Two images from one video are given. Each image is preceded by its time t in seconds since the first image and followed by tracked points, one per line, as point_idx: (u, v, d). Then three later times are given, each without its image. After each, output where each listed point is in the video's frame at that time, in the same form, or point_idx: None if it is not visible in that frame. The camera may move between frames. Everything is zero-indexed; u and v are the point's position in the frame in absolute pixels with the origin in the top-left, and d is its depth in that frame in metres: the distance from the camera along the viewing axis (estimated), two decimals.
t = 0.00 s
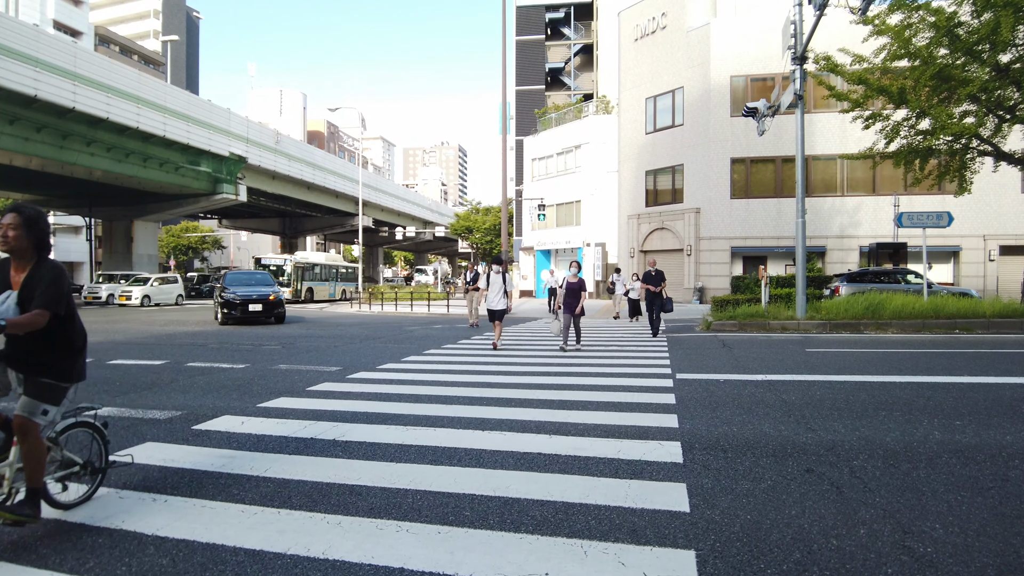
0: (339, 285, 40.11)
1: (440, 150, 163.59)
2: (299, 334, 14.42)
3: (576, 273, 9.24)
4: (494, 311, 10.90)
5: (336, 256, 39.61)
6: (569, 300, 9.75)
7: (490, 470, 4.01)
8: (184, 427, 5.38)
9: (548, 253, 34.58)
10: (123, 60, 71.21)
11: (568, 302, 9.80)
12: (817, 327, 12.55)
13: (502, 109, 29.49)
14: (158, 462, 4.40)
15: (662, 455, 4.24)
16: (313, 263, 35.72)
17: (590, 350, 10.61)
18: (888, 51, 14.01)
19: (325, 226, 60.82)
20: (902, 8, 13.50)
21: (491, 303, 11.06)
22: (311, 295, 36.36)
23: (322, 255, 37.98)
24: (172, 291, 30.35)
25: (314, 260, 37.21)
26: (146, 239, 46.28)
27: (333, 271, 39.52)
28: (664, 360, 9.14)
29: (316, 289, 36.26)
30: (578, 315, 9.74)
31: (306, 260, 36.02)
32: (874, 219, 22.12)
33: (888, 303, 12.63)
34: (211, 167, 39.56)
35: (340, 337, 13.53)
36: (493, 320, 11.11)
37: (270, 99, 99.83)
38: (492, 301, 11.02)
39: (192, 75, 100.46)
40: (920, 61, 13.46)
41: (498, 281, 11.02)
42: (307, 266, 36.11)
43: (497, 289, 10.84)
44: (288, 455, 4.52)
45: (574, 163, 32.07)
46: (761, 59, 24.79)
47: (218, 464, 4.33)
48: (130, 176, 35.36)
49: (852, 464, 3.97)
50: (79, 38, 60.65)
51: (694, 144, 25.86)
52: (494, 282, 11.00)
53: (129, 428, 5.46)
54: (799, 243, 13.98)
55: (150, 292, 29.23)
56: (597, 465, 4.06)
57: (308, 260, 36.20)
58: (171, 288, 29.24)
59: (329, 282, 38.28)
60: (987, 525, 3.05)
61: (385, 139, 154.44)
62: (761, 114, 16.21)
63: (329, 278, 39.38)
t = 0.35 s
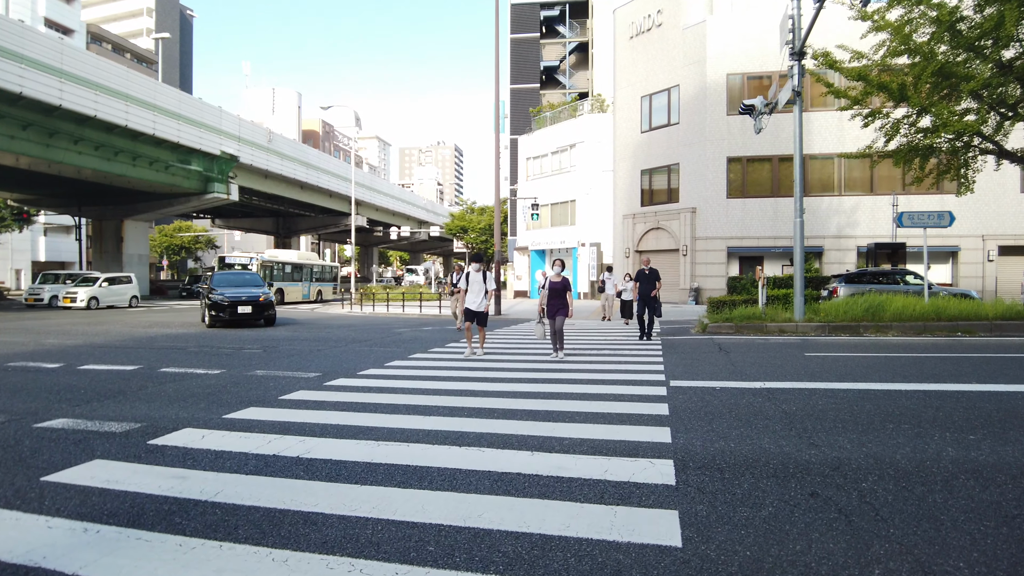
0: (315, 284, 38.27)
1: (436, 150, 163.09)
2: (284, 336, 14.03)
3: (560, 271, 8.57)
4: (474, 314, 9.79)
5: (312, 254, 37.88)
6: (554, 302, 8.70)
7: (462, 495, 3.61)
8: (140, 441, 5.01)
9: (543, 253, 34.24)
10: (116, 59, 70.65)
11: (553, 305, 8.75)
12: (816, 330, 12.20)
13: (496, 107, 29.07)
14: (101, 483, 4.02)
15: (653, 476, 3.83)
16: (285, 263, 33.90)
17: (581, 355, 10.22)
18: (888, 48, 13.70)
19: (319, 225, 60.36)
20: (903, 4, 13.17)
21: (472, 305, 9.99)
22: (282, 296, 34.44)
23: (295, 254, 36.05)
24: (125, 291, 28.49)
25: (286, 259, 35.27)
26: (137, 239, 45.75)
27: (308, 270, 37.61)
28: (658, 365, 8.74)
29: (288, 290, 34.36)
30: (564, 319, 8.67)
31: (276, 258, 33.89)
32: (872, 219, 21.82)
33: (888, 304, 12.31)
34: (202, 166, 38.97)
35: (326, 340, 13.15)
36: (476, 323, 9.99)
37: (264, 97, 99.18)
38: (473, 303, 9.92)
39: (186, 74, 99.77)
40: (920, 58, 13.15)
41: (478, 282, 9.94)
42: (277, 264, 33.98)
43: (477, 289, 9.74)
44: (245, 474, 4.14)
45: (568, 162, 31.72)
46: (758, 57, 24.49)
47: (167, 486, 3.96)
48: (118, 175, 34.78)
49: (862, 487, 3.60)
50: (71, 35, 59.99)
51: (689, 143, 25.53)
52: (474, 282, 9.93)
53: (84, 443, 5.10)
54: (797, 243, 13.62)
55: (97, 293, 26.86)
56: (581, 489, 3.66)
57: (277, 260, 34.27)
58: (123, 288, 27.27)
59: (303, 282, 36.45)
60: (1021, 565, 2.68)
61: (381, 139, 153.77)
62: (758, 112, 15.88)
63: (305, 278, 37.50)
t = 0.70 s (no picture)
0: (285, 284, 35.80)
1: (431, 150, 162.60)
2: (268, 339, 13.61)
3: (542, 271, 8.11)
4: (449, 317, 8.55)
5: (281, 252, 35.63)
6: (538, 305, 8.14)
7: (425, 521, 3.24)
8: (86, 456, 4.60)
9: (537, 253, 33.86)
10: (108, 57, 69.96)
11: (536, 307, 8.17)
12: (814, 331, 11.86)
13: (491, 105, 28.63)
14: (30, 506, 3.62)
15: (639, 497, 3.47)
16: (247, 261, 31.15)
17: (571, 357, 9.83)
18: (886, 42, 13.38)
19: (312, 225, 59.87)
20: None
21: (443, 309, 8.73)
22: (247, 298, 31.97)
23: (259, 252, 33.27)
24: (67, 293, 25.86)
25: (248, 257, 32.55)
26: (127, 239, 45.16)
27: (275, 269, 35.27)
28: (650, 368, 8.37)
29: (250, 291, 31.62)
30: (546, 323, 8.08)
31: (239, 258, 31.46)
32: (869, 218, 21.53)
33: (888, 305, 12.02)
34: (193, 164, 38.37)
35: (309, 343, 12.73)
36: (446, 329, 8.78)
37: (258, 97, 98.51)
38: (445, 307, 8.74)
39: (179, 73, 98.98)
40: (919, 52, 12.84)
41: (452, 281, 8.73)
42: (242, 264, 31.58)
43: (450, 290, 8.48)
44: (192, 495, 3.76)
45: (563, 161, 31.37)
46: (754, 54, 24.18)
47: (103, 509, 3.56)
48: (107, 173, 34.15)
49: (868, 510, 3.24)
50: (61, 33, 59.27)
51: (685, 141, 25.20)
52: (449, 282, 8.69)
53: (27, 458, 4.68)
54: (794, 242, 13.25)
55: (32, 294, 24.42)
56: (559, 514, 3.29)
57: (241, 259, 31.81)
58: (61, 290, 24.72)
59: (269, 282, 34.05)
60: None
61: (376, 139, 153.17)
62: (755, 109, 15.53)
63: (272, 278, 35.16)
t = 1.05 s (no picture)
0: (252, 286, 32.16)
1: (429, 150, 162.34)
2: (253, 341, 13.22)
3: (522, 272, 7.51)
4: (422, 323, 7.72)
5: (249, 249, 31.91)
6: (515, 309, 7.48)
7: (379, 551, 2.88)
8: (24, 472, 4.24)
9: (533, 253, 33.51)
10: (103, 56, 69.40)
11: (514, 312, 7.51)
12: (813, 333, 11.54)
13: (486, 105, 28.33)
14: None
15: (621, 523, 3.10)
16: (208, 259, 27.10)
17: (560, 361, 9.47)
18: (886, 37, 13.04)
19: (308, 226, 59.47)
20: None
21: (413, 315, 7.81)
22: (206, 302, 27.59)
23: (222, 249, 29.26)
24: None
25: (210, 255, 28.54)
26: (118, 239, 44.65)
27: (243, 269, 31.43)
28: (643, 372, 8.00)
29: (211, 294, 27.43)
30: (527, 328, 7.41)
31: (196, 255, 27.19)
32: (868, 218, 21.22)
33: (888, 307, 11.69)
34: (185, 164, 37.86)
35: (295, 345, 12.38)
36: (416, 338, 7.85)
37: (254, 96, 98.02)
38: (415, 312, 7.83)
39: (174, 73, 98.37)
40: (920, 48, 12.52)
41: (424, 284, 7.84)
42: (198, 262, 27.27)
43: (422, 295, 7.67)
44: (127, 520, 3.41)
45: (558, 160, 31.02)
46: (751, 52, 23.86)
47: (25, 537, 3.20)
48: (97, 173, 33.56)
49: (878, 538, 2.89)
50: (54, 32, 58.71)
51: (681, 140, 24.88)
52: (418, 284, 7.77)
53: None
54: (793, 240, 12.88)
55: None
56: (530, 542, 2.93)
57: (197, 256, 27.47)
58: None
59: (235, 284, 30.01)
60: None
61: (373, 139, 152.72)
62: (751, 106, 15.21)
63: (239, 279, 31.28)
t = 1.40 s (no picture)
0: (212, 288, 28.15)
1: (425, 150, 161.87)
2: (236, 344, 12.83)
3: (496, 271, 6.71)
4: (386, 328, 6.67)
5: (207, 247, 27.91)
6: (490, 313, 6.71)
7: None
8: None
9: (526, 253, 33.17)
10: (94, 54, 68.68)
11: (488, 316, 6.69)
12: (809, 336, 11.22)
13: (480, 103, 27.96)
14: None
15: (597, 558, 2.75)
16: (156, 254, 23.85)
17: (548, 366, 9.12)
18: (886, 32, 12.73)
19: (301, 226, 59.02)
20: None
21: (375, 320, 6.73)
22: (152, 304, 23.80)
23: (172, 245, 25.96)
24: None
25: (157, 252, 25.15)
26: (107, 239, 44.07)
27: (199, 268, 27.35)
28: (633, 377, 7.66)
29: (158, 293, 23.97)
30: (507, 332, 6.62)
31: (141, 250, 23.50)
32: (865, 218, 20.94)
33: (887, 308, 11.35)
34: (175, 163, 37.32)
35: (277, 349, 12.00)
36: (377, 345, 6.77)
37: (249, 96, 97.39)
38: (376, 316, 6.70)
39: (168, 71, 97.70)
40: (919, 44, 12.22)
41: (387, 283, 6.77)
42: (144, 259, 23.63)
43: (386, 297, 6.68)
44: (47, 552, 3.04)
45: (552, 160, 30.68)
46: (746, 50, 23.57)
47: None
48: (84, 172, 32.93)
49: None
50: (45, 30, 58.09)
51: (677, 139, 24.57)
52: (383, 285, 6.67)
53: None
54: (789, 240, 12.57)
55: None
56: None
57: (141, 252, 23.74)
58: None
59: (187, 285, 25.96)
60: None
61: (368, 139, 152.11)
62: (747, 103, 14.89)
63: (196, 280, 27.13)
